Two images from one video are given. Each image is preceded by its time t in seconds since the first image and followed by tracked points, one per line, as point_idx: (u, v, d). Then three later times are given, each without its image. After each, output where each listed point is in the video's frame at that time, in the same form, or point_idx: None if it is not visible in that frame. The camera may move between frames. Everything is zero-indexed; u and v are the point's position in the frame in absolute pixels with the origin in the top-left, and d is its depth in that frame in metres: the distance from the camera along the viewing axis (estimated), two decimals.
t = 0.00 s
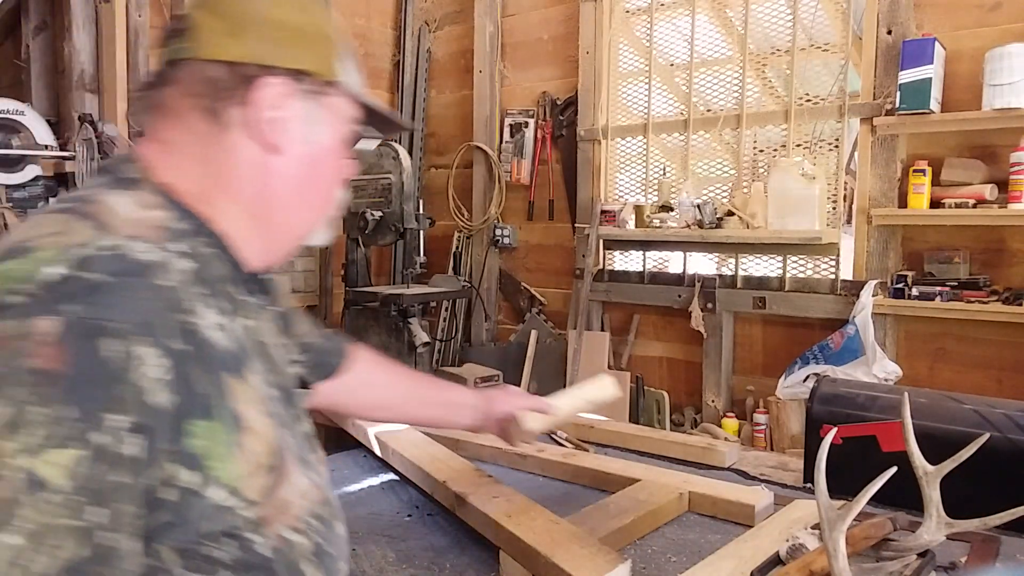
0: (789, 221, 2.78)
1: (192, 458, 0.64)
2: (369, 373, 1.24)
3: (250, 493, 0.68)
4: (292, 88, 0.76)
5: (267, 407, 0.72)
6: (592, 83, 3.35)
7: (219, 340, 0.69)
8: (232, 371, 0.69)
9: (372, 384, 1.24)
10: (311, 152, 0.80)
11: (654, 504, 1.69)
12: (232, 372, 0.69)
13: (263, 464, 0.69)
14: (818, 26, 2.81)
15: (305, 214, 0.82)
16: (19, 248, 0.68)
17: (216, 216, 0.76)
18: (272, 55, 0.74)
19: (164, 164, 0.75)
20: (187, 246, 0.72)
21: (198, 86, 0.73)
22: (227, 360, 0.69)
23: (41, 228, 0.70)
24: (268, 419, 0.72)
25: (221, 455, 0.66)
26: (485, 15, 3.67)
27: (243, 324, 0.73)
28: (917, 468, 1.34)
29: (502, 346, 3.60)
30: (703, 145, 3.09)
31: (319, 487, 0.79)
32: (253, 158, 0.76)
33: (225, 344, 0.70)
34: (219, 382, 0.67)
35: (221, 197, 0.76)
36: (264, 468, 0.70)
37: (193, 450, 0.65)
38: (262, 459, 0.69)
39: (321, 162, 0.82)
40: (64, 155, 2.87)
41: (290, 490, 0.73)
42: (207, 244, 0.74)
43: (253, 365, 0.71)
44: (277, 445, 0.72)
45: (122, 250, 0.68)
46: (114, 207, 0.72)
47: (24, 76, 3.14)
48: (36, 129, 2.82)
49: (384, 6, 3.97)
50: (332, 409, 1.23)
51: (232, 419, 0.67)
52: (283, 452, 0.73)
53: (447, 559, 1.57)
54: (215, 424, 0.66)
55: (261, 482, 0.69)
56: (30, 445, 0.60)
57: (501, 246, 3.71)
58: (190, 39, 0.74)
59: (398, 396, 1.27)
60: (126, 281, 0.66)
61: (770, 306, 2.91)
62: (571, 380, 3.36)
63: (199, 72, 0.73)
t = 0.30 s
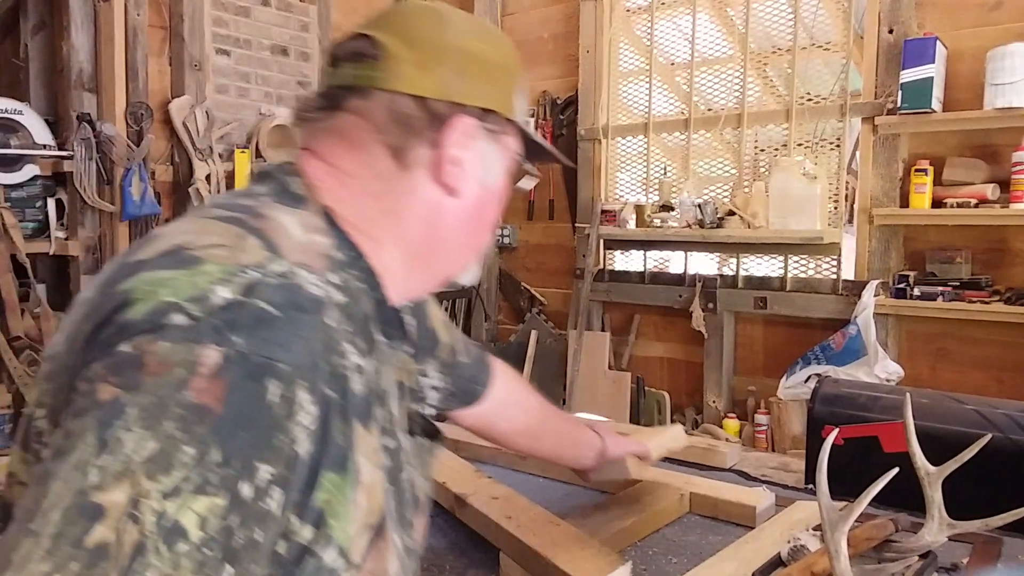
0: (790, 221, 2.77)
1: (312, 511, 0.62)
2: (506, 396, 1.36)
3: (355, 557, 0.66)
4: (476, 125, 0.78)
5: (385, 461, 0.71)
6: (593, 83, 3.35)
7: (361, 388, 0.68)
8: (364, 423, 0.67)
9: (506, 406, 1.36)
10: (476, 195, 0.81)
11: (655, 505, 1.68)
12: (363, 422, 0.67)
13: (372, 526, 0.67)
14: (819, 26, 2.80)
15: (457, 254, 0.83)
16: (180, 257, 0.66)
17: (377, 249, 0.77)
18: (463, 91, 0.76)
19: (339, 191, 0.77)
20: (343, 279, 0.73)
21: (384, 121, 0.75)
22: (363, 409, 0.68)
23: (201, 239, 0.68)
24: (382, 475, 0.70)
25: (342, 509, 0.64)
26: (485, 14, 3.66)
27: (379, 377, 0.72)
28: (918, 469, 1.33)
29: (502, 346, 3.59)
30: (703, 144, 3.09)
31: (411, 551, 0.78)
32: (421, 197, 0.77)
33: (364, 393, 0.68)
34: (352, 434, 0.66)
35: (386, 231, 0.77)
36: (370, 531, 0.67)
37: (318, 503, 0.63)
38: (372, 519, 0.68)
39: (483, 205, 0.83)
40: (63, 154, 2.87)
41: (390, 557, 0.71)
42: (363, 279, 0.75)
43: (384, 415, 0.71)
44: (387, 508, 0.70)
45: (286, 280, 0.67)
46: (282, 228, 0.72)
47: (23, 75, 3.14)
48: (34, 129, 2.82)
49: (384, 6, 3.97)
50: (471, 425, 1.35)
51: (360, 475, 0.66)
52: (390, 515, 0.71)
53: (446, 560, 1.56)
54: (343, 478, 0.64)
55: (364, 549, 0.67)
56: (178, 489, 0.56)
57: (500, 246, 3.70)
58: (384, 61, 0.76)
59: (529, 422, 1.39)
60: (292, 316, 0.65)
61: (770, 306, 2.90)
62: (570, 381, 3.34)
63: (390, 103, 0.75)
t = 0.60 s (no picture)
0: (788, 221, 2.79)
1: (369, 554, 0.71)
2: (561, 415, 1.59)
3: None
4: (575, 176, 0.91)
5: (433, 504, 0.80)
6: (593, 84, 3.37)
7: (420, 435, 0.78)
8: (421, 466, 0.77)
9: (562, 426, 1.60)
10: (553, 249, 0.93)
11: (655, 503, 1.70)
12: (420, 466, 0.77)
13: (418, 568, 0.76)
14: (817, 27, 2.82)
15: (526, 293, 0.96)
16: (269, 285, 0.74)
17: (458, 284, 0.90)
18: (566, 143, 0.89)
19: (433, 226, 0.89)
20: (424, 316, 0.86)
21: (485, 169, 0.88)
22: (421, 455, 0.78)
23: (293, 267, 0.77)
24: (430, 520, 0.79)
25: (394, 554, 0.73)
26: (486, 15, 3.68)
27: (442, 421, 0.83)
28: (916, 468, 1.35)
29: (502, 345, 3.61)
30: (702, 145, 3.10)
31: None
32: (503, 244, 0.90)
33: (422, 440, 0.79)
34: (410, 480, 0.75)
35: (468, 268, 0.90)
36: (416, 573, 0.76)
37: (374, 548, 0.71)
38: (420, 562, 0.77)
39: (559, 256, 0.95)
40: (65, 155, 2.88)
41: None
42: (441, 314, 0.88)
43: (439, 457, 0.81)
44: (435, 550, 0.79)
45: (370, 323, 0.76)
46: (372, 261, 0.84)
47: (25, 76, 3.16)
48: (36, 129, 2.83)
49: (384, 7, 3.99)
50: (531, 437, 1.60)
51: (411, 520, 0.75)
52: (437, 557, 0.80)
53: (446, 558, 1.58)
54: (398, 523, 0.73)
55: None
56: (242, 530, 0.62)
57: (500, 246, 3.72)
58: (493, 105, 0.88)
59: (578, 444, 1.62)
60: (375, 360, 0.74)
61: (769, 306, 2.92)
62: (570, 380, 3.36)
63: (493, 150, 0.88)
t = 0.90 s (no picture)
0: (788, 221, 2.79)
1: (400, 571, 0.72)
2: (576, 415, 1.63)
3: None
4: (612, 188, 0.91)
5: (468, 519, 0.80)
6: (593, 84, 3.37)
7: (457, 451, 0.78)
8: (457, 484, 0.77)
9: (575, 424, 1.63)
10: (585, 260, 0.94)
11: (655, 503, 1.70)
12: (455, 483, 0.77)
13: None
14: (817, 27, 2.82)
15: (557, 303, 0.97)
16: (307, 301, 0.74)
17: (491, 293, 0.90)
18: (604, 154, 0.90)
19: (467, 235, 0.90)
20: (457, 329, 0.85)
21: (523, 181, 0.89)
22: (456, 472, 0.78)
23: (330, 282, 0.77)
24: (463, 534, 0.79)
25: (425, 570, 0.74)
26: (486, 16, 3.68)
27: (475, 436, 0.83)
28: (916, 468, 1.35)
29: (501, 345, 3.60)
30: (702, 145, 3.10)
31: None
32: (537, 255, 0.91)
33: (459, 456, 0.79)
34: (444, 498, 0.75)
35: (501, 278, 0.91)
36: None
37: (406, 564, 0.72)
38: None
39: (591, 267, 0.96)
40: (66, 155, 2.88)
41: None
42: (472, 327, 0.88)
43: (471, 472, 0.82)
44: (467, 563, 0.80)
45: (409, 342, 0.76)
46: (408, 275, 0.83)
47: (24, 76, 3.15)
48: (36, 129, 2.83)
49: (385, 7, 3.99)
50: (545, 435, 1.63)
51: (444, 536, 0.76)
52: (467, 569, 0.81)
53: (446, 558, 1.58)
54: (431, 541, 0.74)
55: None
56: (282, 554, 0.62)
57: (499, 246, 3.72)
58: (534, 116, 0.89)
59: (592, 442, 1.64)
60: (415, 382, 0.74)
61: (769, 306, 2.91)
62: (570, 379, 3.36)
63: (532, 161, 0.89)
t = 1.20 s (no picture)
0: (788, 221, 2.78)
1: None
2: (583, 412, 1.63)
3: None
4: (624, 197, 0.92)
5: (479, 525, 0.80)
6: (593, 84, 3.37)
7: (470, 457, 0.78)
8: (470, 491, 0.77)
9: (582, 422, 1.63)
10: (596, 268, 0.95)
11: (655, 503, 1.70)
12: (468, 490, 0.78)
13: None
14: (817, 27, 2.82)
15: (567, 309, 0.98)
16: (322, 310, 0.74)
17: (501, 300, 0.91)
18: (617, 163, 0.90)
19: (479, 242, 0.90)
20: (469, 336, 0.84)
21: (535, 189, 0.89)
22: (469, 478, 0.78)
23: (344, 290, 0.77)
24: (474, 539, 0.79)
25: None
26: (486, 16, 3.68)
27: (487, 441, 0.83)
28: (916, 468, 1.35)
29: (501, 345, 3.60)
30: (702, 145, 3.10)
31: None
32: (548, 263, 0.92)
33: (471, 462, 0.79)
34: (458, 503, 0.76)
35: (512, 286, 0.91)
36: None
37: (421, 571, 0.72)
38: None
39: (601, 276, 0.96)
40: (66, 155, 2.88)
41: None
42: (485, 333, 0.88)
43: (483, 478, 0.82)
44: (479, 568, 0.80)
45: (424, 351, 0.76)
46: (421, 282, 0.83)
47: (24, 76, 3.15)
48: (36, 129, 2.83)
49: (385, 7, 3.99)
50: (551, 433, 1.63)
51: (457, 543, 0.76)
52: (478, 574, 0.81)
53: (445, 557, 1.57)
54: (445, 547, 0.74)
55: None
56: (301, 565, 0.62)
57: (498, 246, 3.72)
58: (548, 124, 0.89)
59: (596, 439, 1.64)
60: (430, 392, 0.74)
61: (769, 306, 2.91)
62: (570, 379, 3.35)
63: (545, 170, 0.89)
